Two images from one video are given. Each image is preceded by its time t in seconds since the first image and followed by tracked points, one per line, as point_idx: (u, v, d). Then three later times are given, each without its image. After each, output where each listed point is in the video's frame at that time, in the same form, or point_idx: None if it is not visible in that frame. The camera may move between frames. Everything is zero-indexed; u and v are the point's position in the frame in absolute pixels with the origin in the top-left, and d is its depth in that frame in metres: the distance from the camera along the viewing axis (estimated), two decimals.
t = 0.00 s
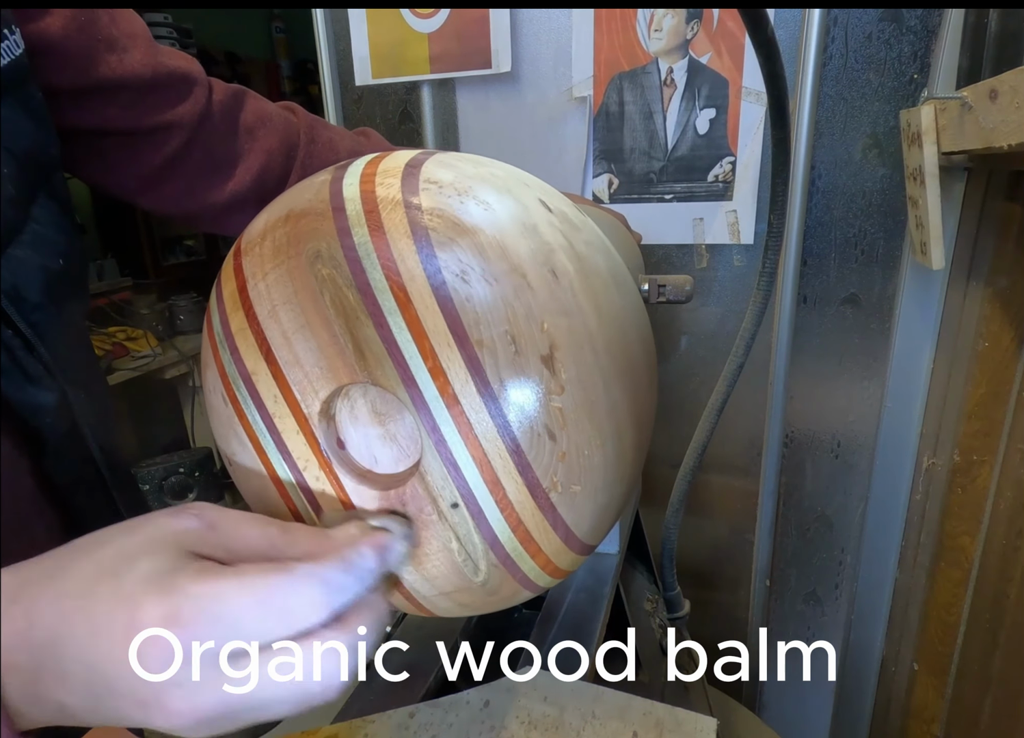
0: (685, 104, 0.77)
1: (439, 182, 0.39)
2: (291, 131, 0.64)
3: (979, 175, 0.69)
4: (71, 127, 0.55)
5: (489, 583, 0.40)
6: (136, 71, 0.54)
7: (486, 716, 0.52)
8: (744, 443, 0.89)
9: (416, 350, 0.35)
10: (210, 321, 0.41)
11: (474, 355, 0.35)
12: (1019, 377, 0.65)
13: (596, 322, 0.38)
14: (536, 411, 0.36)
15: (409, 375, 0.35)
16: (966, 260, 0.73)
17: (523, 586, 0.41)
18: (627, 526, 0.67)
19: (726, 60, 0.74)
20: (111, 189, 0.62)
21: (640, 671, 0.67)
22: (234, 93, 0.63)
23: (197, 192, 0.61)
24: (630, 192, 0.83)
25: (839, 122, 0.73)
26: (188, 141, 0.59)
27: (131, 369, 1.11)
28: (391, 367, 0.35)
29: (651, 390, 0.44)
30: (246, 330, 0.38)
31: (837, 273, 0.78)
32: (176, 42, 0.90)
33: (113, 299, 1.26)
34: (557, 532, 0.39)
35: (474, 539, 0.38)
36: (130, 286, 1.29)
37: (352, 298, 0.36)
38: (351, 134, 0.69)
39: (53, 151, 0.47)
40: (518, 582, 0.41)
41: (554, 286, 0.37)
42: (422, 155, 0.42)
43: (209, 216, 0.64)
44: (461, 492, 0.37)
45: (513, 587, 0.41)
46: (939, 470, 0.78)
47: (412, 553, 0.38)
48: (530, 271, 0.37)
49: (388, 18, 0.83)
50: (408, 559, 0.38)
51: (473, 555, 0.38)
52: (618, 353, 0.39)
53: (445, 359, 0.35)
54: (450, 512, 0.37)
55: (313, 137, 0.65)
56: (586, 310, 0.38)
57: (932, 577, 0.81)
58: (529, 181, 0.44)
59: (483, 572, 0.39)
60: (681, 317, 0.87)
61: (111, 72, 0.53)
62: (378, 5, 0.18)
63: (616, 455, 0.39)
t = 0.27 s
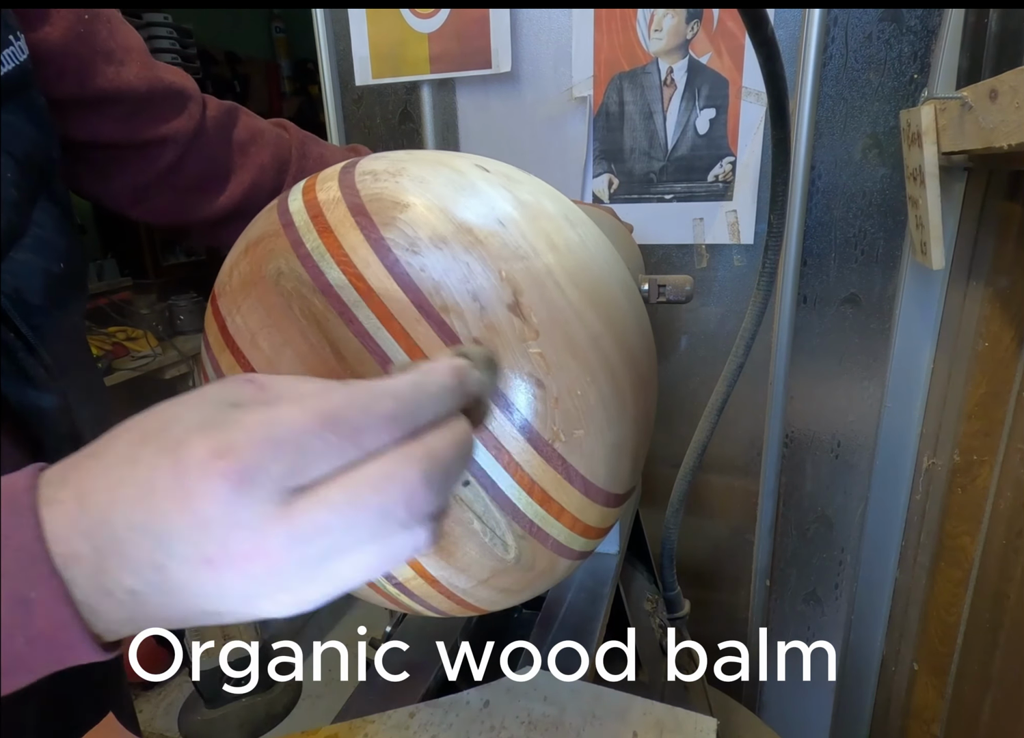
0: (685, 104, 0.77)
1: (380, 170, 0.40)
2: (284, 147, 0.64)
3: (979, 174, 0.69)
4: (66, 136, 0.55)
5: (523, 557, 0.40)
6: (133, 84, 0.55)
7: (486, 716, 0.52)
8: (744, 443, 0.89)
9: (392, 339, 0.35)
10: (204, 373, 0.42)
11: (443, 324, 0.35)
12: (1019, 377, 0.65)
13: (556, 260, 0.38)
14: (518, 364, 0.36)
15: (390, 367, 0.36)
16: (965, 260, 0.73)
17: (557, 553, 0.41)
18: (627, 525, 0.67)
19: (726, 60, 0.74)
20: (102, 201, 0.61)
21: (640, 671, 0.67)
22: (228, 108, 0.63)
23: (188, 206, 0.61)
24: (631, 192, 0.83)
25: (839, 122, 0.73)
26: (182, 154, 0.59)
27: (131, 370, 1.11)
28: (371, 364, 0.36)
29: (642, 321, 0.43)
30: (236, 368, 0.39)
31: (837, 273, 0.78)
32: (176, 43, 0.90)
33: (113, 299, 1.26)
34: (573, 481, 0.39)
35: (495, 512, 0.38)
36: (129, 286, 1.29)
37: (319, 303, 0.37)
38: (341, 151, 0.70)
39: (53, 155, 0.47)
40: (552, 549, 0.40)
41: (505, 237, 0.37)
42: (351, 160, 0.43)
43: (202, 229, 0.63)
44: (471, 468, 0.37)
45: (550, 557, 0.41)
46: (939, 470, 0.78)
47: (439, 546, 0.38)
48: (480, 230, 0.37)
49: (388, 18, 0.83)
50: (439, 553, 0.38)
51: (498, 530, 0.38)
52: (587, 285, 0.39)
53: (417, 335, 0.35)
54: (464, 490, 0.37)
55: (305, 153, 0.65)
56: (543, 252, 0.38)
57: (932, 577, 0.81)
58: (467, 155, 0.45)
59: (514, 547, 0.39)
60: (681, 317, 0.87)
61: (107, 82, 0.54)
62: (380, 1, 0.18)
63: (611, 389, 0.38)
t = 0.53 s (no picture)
0: (685, 104, 0.77)
1: (363, 170, 0.40)
2: (285, 152, 0.64)
3: (979, 175, 0.69)
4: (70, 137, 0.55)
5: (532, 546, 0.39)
6: (135, 86, 0.55)
7: (486, 716, 0.52)
8: (744, 443, 0.89)
9: (388, 340, 0.36)
10: (205, 386, 0.42)
11: (433, 315, 0.36)
12: (1019, 377, 0.65)
13: (543, 245, 0.38)
14: (511, 351, 0.36)
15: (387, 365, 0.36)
16: (965, 259, 0.73)
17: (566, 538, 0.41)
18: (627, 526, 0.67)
19: (726, 60, 0.74)
20: (103, 203, 0.62)
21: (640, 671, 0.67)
22: (229, 114, 0.63)
23: (189, 209, 0.61)
24: (630, 192, 0.83)
25: (839, 122, 0.73)
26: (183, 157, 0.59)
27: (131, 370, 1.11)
28: (365, 363, 0.36)
29: (638, 300, 0.43)
30: (235, 380, 0.39)
31: (837, 273, 0.78)
32: (176, 43, 0.90)
33: (113, 299, 1.26)
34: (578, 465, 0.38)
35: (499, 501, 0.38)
36: (129, 286, 1.29)
37: (310, 305, 0.37)
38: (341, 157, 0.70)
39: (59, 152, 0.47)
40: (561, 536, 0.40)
41: (488, 225, 0.37)
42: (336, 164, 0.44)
43: (201, 234, 0.63)
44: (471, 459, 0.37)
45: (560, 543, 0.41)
46: (939, 470, 0.78)
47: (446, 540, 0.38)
48: (464, 220, 0.37)
49: (388, 18, 0.83)
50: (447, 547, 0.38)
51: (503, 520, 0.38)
52: (574, 266, 0.38)
53: (409, 331, 0.36)
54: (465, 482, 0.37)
55: (305, 159, 0.65)
56: (529, 238, 0.38)
57: (932, 577, 0.81)
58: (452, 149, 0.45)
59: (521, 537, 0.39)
60: (681, 317, 0.87)
61: (110, 84, 0.54)
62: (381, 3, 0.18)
63: (608, 371, 0.38)
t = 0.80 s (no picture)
0: (685, 104, 0.77)
1: (348, 171, 0.40)
2: (285, 160, 0.64)
3: (979, 175, 0.69)
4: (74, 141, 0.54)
5: (537, 540, 0.40)
6: (141, 92, 0.55)
7: (486, 716, 0.52)
8: (744, 443, 0.89)
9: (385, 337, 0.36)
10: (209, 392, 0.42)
11: (428, 308, 0.35)
12: (1019, 376, 0.65)
13: (528, 231, 0.38)
14: (503, 340, 0.36)
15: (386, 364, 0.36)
16: (965, 259, 0.73)
17: (570, 530, 0.41)
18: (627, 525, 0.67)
19: (726, 60, 0.74)
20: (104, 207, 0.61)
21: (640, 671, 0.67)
22: (231, 120, 0.63)
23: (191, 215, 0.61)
24: (631, 192, 0.83)
25: (839, 122, 0.73)
26: (186, 163, 0.59)
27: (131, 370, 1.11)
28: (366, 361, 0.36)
29: (625, 283, 0.43)
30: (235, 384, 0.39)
31: (837, 272, 0.78)
32: (176, 43, 0.89)
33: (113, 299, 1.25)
34: (577, 455, 0.39)
35: (502, 497, 0.38)
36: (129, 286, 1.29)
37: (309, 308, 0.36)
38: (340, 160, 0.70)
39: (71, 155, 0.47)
40: (565, 527, 0.40)
41: (472, 214, 0.37)
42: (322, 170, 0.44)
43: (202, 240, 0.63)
44: (472, 454, 0.37)
45: (565, 537, 0.41)
46: (939, 470, 0.78)
47: (449, 537, 0.38)
48: (448, 209, 0.37)
49: (388, 19, 0.83)
50: (450, 546, 0.39)
51: (506, 514, 0.38)
52: (558, 249, 0.39)
53: (402, 326, 0.35)
54: (468, 477, 0.37)
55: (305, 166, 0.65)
56: (515, 225, 0.38)
57: (932, 577, 0.81)
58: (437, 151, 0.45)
59: (526, 531, 0.39)
60: (681, 317, 0.87)
61: (117, 90, 0.53)
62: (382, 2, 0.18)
63: (600, 353, 0.38)
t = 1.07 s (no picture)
0: (685, 104, 0.77)
1: (373, 171, 0.40)
2: (284, 153, 0.64)
3: (978, 175, 0.69)
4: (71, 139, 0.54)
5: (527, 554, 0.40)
6: (137, 87, 0.55)
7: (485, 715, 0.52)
8: (743, 443, 0.89)
9: (386, 335, 0.36)
10: (206, 378, 0.42)
11: (438, 319, 0.35)
12: (1019, 376, 0.65)
13: (551, 255, 0.38)
14: (516, 359, 0.36)
15: (389, 364, 0.36)
16: (965, 260, 0.73)
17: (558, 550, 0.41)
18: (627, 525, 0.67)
19: (726, 60, 0.74)
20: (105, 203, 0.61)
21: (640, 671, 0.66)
22: (229, 117, 0.63)
23: (189, 211, 0.61)
24: (630, 192, 0.83)
25: (839, 122, 0.73)
26: (183, 158, 0.60)
27: (132, 370, 1.12)
28: (369, 362, 0.36)
29: (639, 312, 0.43)
30: (235, 373, 0.39)
31: (837, 272, 0.78)
32: (176, 44, 0.89)
33: (113, 300, 1.26)
34: (575, 478, 0.38)
35: (495, 509, 0.38)
36: (129, 286, 1.29)
37: (316, 305, 0.37)
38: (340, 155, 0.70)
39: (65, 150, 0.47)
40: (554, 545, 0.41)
41: (498, 232, 0.37)
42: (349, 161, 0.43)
43: (200, 235, 0.63)
44: (472, 466, 0.37)
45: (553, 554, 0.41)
46: (939, 470, 0.78)
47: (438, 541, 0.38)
48: (473, 226, 0.37)
49: (388, 19, 0.83)
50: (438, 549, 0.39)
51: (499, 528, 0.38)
52: (581, 275, 0.38)
53: (413, 333, 0.35)
54: (464, 487, 0.37)
55: (304, 160, 0.65)
56: (537, 247, 0.38)
57: (931, 577, 0.81)
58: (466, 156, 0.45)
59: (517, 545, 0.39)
60: (681, 317, 0.87)
61: (113, 85, 0.53)
62: None
63: (610, 382, 0.38)
